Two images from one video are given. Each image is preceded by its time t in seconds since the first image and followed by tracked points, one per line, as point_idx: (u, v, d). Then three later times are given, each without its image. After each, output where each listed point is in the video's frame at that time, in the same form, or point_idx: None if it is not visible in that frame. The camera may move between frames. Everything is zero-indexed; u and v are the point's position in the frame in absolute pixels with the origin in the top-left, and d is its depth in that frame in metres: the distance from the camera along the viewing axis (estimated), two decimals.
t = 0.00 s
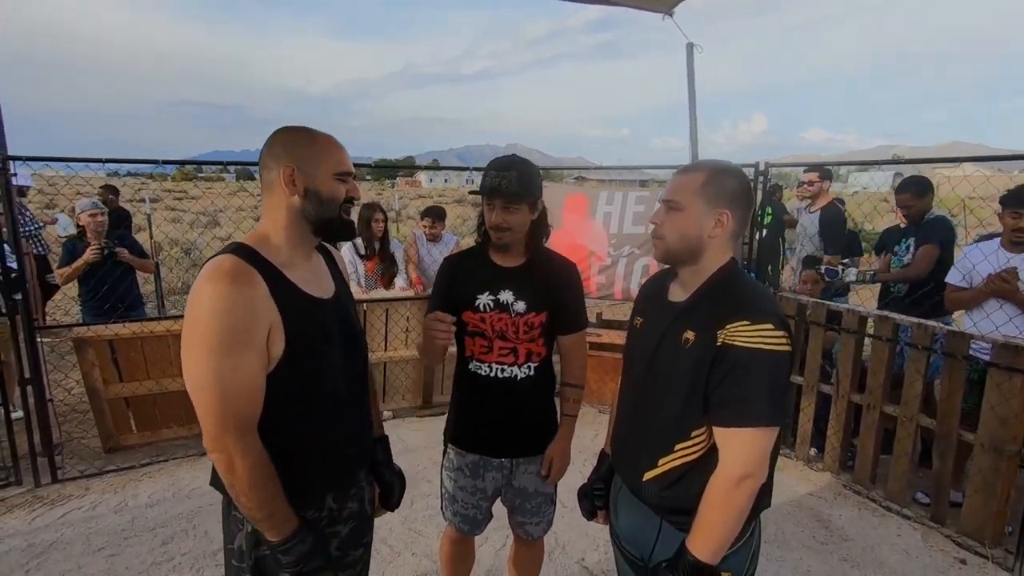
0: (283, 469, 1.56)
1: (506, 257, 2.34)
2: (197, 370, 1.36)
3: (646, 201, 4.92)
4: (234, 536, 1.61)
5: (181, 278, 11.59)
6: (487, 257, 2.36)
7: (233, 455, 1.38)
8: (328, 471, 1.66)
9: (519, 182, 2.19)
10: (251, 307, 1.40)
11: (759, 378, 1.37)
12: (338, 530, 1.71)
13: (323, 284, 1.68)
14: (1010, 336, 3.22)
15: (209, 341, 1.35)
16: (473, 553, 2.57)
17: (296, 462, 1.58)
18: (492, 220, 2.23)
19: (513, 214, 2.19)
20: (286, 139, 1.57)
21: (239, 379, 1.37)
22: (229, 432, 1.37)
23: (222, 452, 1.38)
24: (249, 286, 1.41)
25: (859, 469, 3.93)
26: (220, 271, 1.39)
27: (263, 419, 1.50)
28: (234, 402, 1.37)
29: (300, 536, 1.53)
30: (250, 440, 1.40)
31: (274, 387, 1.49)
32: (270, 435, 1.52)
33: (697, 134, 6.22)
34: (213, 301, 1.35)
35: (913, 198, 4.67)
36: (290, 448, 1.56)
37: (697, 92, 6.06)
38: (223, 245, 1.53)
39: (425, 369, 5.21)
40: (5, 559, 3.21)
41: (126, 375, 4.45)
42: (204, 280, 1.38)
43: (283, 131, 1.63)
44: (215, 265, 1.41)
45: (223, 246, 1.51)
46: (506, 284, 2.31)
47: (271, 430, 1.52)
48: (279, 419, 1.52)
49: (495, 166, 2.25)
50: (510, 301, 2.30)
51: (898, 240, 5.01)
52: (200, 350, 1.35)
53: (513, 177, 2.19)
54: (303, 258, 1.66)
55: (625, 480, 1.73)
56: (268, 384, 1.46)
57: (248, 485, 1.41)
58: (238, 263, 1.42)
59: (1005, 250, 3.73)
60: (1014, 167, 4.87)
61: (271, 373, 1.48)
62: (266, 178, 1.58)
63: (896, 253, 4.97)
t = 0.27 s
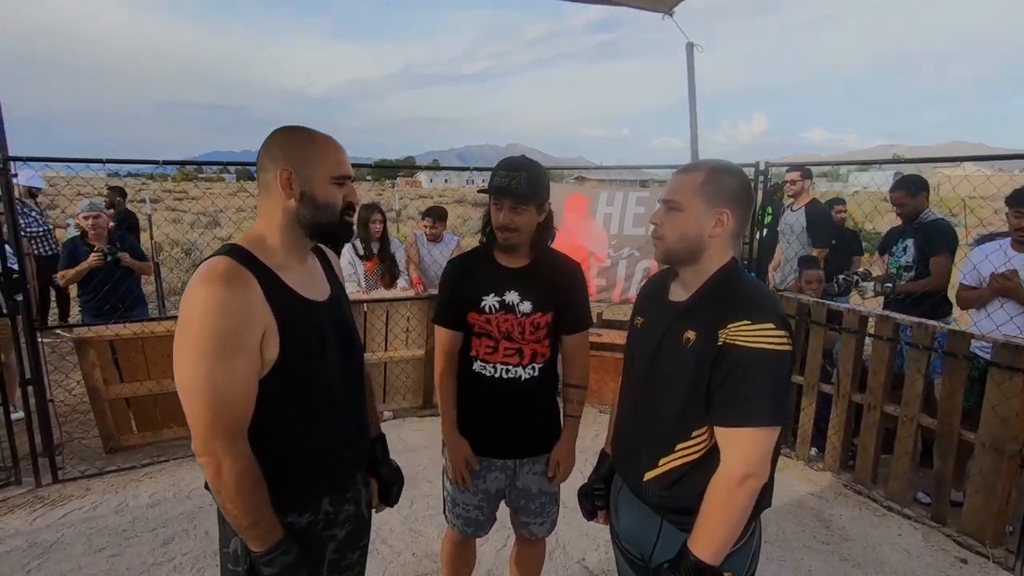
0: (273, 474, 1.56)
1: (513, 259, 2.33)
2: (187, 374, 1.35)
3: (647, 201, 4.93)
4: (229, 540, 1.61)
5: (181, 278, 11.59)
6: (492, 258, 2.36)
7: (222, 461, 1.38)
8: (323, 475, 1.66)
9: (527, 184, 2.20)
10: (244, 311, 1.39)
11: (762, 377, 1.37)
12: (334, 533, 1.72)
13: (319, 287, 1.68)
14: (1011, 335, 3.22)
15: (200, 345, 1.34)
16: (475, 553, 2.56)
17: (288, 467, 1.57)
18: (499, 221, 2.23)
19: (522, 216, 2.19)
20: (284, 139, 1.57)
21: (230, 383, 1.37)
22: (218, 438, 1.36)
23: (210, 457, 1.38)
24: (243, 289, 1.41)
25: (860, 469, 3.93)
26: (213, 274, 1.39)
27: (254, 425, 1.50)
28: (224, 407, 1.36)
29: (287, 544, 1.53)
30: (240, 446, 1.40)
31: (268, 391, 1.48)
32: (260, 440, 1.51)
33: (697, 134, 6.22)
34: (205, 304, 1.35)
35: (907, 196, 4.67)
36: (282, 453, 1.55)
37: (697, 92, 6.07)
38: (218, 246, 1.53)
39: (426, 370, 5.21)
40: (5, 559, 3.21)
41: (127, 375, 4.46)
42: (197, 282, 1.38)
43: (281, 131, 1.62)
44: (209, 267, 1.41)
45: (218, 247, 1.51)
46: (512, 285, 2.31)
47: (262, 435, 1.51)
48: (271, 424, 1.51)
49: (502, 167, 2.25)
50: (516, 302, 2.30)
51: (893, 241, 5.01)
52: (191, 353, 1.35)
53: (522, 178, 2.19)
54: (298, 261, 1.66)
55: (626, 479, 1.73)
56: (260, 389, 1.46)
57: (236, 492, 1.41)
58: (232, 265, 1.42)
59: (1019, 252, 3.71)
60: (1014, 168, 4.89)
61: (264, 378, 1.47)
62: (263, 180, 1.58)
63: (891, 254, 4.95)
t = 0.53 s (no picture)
0: (263, 481, 1.56)
1: (517, 258, 2.33)
2: (172, 384, 1.35)
3: (646, 201, 4.92)
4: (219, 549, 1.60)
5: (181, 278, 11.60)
6: (494, 258, 2.36)
7: (210, 472, 1.38)
8: (314, 481, 1.66)
9: (535, 193, 2.18)
10: (228, 318, 1.39)
11: (760, 378, 1.37)
12: (326, 540, 1.72)
13: (310, 292, 1.68)
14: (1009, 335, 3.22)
15: (184, 354, 1.34)
16: (474, 551, 2.57)
17: (278, 474, 1.57)
18: (508, 231, 2.23)
19: (531, 226, 2.19)
20: (273, 140, 1.56)
21: (216, 392, 1.36)
22: (205, 448, 1.36)
23: (198, 469, 1.37)
24: (225, 295, 1.40)
25: (858, 468, 3.93)
26: (195, 280, 1.38)
27: (242, 432, 1.49)
28: (210, 416, 1.36)
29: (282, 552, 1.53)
30: (228, 456, 1.40)
31: (255, 398, 1.48)
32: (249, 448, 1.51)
33: (696, 133, 6.23)
34: (188, 311, 1.34)
35: (905, 195, 4.66)
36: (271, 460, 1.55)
37: (697, 92, 6.07)
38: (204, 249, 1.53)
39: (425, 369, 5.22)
40: (4, 559, 3.21)
41: (126, 375, 4.46)
42: (179, 289, 1.37)
43: (273, 130, 1.61)
44: (191, 273, 1.40)
45: (204, 251, 1.50)
46: (515, 285, 2.31)
47: (251, 442, 1.51)
48: (260, 431, 1.51)
49: (505, 176, 2.20)
50: (517, 302, 2.30)
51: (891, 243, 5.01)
52: (175, 363, 1.34)
53: (530, 188, 2.17)
54: (287, 265, 1.66)
55: (624, 481, 1.73)
56: (247, 396, 1.46)
57: (225, 502, 1.41)
58: (215, 271, 1.41)
59: (1021, 251, 3.72)
60: (1011, 168, 4.99)
61: (251, 385, 1.47)
62: (253, 185, 1.58)
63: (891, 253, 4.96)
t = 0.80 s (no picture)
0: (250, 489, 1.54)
1: (520, 261, 2.33)
2: (156, 397, 1.32)
3: (645, 198, 4.91)
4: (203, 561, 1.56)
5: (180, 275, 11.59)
6: (496, 258, 2.36)
7: (197, 487, 1.36)
8: (301, 485, 1.64)
9: (539, 205, 2.17)
10: (214, 328, 1.36)
11: (760, 379, 1.36)
12: (316, 544, 1.72)
13: (295, 293, 1.67)
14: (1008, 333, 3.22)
15: (168, 368, 1.31)
16: (471, 546, 2.56)
17: (264, 481, 1.56)
18: (511, 239, 2.22)
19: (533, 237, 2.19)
20: (256, 135, 1.52)
21: (202, 405, 1.34)
22: (190, 462, 1.34)
23: (184, 483, 1.36)
24: (210, 305, 1.37)
25: (857, 466, 3.93)
26: (178, 290, 1.34)
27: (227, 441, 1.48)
28: (196, 430, 1.34)
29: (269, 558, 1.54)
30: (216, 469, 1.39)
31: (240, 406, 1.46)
32: (235, 457, 1.49)
33: (696, 130, 6.22)
34: (171, 323, 1.31)
35: (908, 193, 4.65)
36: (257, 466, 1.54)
37: (697, 89, 6.05)
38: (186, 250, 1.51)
39: (424, 366, 5.22)
40: (3, 556, 3.21)
41: (125, 372, 4.45)
42: (161, 298, 1.33)
43: (256, 124, 1.57)
44: (173, 281, 1.36)
45: (181, 251, 1.48)
46: (516, 284, 2.31)
47: (236, 452, 1.49)
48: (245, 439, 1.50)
49: (509, 184, 2.19)
50: (518, 301, 2.30)
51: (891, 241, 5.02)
52: (158, 376, 1.32)
53: (534, 200, 2.16)
54: (270, 266, 1.63)
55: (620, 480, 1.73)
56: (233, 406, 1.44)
57: (211, 515, 1.40)
58: (199, 278, 1.38)
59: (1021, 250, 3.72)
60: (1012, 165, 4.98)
61: (236, 394, 1.45)
62: (234, 185, 1.55)
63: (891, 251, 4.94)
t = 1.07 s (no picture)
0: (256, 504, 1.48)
1: (521, 258, 2.33)
2: (155, 423, 1.24)
3: (645, 196, 4.91)
4: (186, 566, 1.52)
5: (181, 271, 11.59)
6: (498, 256, 2.36)
7: (209, 511, 1.29)
8: (291, 487, 1.61)
9: (539, 199, 2.17)
10: (209, 343, 1.29)
11: (747, 371, 1.39)
12: (304, 542, 1.70)
13: (282, 305, 1.62)
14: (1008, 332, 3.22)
15: (164, 390, 1.23)
16: (471, 542, 2.56)
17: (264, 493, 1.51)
18: (513, 234, 2.22)
19: (532, 230, 2.18)
20: (261, 143, 1.44)
21: (205, 426, 1.27)
22: (199, 487, 1.27)
23: (195, 508, 1.28)
24: (204, 317, 1.30)
25: (856, 464, 3.94)
26: (166, 306, 1.26)
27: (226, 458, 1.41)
28: (201, 454, 1.26)
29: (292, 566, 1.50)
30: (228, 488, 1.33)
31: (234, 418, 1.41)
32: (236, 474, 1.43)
33: (696, 127, 6.22)
34: (163, 343, 1.23)
35: (909, 191, 4.67)
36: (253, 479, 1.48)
37: (697, 86, 6.05)
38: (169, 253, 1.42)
39: (423, 364, 5.22)
40: (2, 552, 3.22)
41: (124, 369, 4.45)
42: (150, 317, 1.25)
43: (260, 129, 1.50)
44: (159, 298, 1.28)
45: (165, 258, 1.39)
46: (517, 282, 2.31)
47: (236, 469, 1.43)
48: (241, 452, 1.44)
49: (511, 178, 2.19)
50: (519, 299, 2.30)
51: (891, 240, 5.01)
52: (154, 400, 1.23)
53: (534, 194, 2.16)
54: (259, 280, 1.56)
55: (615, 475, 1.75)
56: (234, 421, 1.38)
57: (227, 535, 1.33)
58: (187, 291, 1.30)
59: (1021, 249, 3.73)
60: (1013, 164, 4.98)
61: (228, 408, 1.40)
62: (231, 195, 1.47)
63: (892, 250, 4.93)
